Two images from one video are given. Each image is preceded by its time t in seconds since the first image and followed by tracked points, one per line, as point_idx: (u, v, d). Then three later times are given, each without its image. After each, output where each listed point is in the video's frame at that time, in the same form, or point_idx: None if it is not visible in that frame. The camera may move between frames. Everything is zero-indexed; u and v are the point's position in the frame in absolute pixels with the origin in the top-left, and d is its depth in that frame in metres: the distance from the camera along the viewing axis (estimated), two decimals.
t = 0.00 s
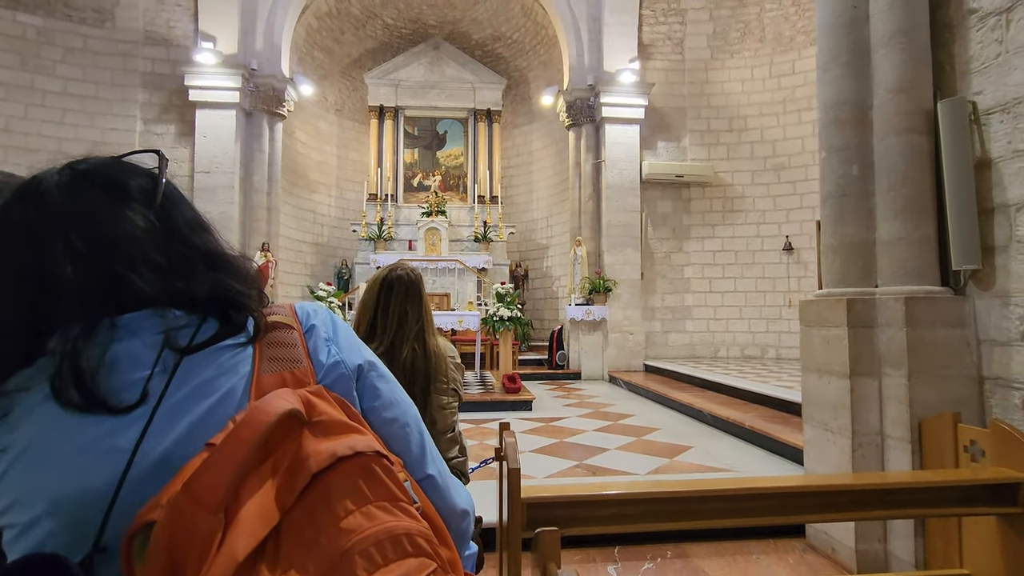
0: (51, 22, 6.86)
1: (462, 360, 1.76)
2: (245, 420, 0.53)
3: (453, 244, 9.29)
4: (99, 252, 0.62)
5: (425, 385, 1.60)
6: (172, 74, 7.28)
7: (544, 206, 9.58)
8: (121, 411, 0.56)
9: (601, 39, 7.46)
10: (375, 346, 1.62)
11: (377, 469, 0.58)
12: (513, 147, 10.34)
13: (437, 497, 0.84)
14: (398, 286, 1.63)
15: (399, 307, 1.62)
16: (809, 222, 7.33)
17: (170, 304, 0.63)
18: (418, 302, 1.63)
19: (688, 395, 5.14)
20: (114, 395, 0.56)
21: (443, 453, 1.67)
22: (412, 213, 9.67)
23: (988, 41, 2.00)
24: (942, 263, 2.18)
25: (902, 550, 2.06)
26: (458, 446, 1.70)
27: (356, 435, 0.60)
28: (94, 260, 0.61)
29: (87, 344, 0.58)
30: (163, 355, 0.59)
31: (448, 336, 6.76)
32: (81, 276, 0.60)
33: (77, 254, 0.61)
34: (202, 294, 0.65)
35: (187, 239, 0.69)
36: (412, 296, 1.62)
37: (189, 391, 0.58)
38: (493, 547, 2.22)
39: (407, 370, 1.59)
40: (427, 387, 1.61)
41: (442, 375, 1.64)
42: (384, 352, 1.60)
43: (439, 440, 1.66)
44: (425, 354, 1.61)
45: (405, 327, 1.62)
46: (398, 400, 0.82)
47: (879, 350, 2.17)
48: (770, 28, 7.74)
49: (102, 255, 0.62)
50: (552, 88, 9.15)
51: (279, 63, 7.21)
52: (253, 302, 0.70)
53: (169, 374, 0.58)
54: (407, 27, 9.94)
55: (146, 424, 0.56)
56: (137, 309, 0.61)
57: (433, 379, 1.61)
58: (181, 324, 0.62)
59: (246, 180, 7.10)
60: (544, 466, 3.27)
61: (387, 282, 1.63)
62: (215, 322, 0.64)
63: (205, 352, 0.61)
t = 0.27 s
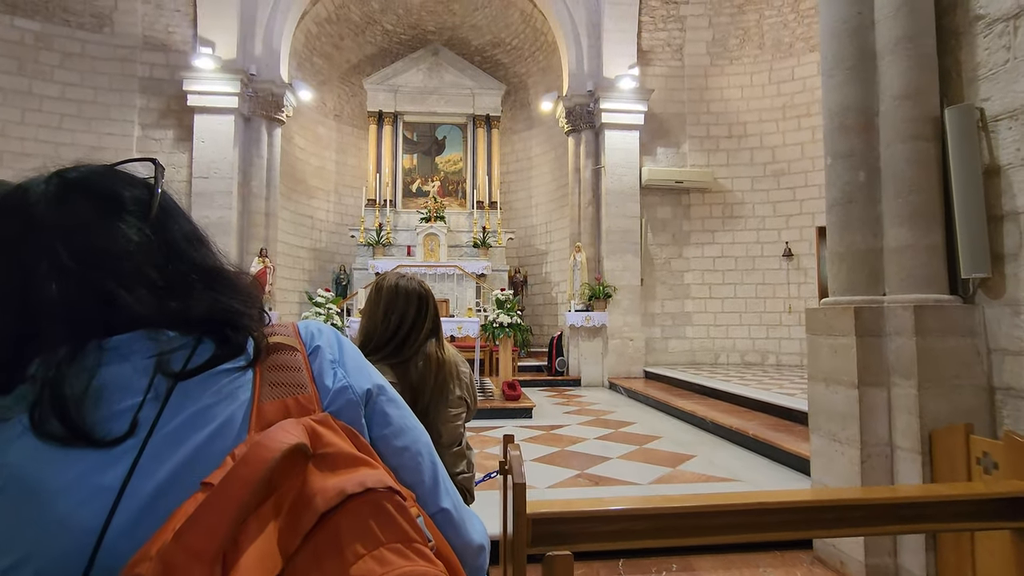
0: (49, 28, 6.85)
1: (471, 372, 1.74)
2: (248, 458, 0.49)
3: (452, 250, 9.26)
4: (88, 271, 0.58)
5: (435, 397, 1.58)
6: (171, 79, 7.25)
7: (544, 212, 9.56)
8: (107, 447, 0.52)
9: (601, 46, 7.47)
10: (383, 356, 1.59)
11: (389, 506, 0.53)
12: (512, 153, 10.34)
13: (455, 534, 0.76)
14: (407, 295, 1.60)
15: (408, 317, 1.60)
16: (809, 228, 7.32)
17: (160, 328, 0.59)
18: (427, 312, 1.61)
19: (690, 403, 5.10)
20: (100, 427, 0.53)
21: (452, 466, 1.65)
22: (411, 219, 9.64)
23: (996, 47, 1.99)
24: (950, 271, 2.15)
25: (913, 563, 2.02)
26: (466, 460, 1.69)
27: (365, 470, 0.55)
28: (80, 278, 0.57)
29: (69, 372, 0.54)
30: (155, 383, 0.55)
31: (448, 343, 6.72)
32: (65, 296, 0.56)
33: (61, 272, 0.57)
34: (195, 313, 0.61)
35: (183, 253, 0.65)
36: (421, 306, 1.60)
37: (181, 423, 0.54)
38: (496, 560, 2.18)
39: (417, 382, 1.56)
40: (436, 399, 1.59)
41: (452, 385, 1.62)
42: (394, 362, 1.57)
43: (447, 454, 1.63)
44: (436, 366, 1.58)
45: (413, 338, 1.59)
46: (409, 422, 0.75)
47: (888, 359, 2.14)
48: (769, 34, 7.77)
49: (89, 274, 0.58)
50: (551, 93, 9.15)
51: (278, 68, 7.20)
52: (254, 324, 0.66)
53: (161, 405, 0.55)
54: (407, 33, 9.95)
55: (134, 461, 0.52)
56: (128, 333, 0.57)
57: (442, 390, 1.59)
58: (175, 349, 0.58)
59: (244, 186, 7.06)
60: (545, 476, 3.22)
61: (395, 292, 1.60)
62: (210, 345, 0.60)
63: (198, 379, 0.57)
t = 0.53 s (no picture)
0: (47, 31, 6.82)
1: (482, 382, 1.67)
2: (230, 497, 0.44)
3: (452, 254, 9.22)
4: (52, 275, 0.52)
5: (441, 406, 1.52)
6: (170, 83, 7.20)
7: (543, 216, 9.53)
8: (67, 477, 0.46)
9: (601, 50, 7.44)
10: (387, 362, 1.55)
11: (393, 545, 0.48)
12: (511, 157, 10.31)
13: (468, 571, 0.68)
14: (411, 301, 1.56)
15: (413, 323, 1.56)
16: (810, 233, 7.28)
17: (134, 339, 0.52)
18: (432, 318, 1.57)
19: (692, 408, 5.04)
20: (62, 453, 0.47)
21: (460, 480, 1.58)
22: (411, 223, 9.60)
23: (1009, 48, 1.95)
24: (962, 275, 2.12)
25: None
26: (476, 475, 1.61)
27: (366, 504, 0.50)
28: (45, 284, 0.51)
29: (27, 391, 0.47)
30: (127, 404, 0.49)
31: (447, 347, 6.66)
32: (28, 305, 0.50)
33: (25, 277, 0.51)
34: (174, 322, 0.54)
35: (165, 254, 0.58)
36: (425, 312, 1.57)
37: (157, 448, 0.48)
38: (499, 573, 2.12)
39: (423, 390, 1.51)
40: (443, 408, 1.52)
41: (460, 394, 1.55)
42: (397, 368, 1.53)
43: (455, 467, 1.56)
44: (441, 372, 1.53)
45: (418, 344, 1.55)
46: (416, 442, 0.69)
47: (899, 366, 2.09)
48: (770, 39, 7.76)
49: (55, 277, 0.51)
50: (551, 97, 9.12)
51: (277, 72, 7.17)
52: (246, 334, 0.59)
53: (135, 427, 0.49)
54: (406, 37, 9.93)
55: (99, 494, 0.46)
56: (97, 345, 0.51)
57: (450, 399, 1.53)
58: (146, 362, 0.51)
59: (243, 189, 7.02)
60: (548, 484, 3.16)
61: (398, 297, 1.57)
62: (195, 357, 0.54)
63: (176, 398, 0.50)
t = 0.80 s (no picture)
0: (45, 32, 6.79)
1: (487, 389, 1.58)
2: (154, 546, 0.37)
3: (451, 256, 9.17)
4: None
5: (441, 412, 1.44)
6: (167, 84, 7.15)
7: (543, 218, 9.49)
8: None
9: (601, 51, 7.41)
10: (385, 365, 1.50)
11: None
12: (511, 159, 10.28)
13: None
14: (410, 301, 1.53)
15: (412, 324, 1.52)
16: (812, 235, 7.23)
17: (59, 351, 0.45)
18: (431, 320, 1.53)
19: (693, 412, 4.99)
20: None
21: (460, 492, 1.48)
22: (410, 225, 9.55)
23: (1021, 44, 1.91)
24: (974, 277, 2.06)
25: None
26: (478, 488, 1.51)
27: (334, 545, 0.45)
28: None
29: None
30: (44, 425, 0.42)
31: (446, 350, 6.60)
32: None
33: None
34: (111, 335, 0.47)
35: (109, 252, 0.49)
36: (424, 313, 1.53)
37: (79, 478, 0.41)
38: None
39: (421, 394, 1.45)
40: (443, 414, 1.44)
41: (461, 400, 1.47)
42: (394, 370, 1.48)
43: (455, 477, 1.47)
44: (440, 376, 1.45)
45: (416, 347, 1.50)
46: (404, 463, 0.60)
47: (909, 370, 2.04)
48: (770, 40, 7.73)
49: None
50: (550, 99, 9.08)
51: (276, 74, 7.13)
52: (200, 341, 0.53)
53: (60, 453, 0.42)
54: (406, 39, 9.91)
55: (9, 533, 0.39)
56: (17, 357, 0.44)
57: (450, 405, 1.44)
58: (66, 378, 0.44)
59: (241, 191, 6.96)
60: (548, 490, 3.09)
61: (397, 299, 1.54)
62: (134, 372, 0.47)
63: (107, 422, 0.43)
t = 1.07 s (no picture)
0: (40, 32, 6.74)
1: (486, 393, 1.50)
2: None
3: (450, 258, 9.10)
4: None
5: (438, 414, 1.34)
6: (163, 84, 7.08)
7: (542, 220, 9.42)
8: None
9: (601, 51, 7.35)
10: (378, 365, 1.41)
11: None
12: (510, 160, 10.22)
13: None
14: (407, 300, 1.47)
15: (408, 323, 1.45)
16: (814, 236, 7.16)
17: None
18: (430, 319, 1.46)
19: (695, 415, 4.91)
20: None
21: (455, 501, 1.38)
22: (408, 227, 9.48)
23: None
24: (988, 275, 1.99)
25: None
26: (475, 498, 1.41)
27: None
28: None
29: None
30: None
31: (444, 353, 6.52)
32: None
33: None
34: None
35: None
36: (421, 312, 1.46)
37: None
38: None
39: (416, 394, 1.35)
40: (439, 417, 1.34)
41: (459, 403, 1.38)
42: (389, 369, 1.38)
43: (450, 485, 1.38)
44: (439, 376, 1.36)
45: (412, 347, 1.42)
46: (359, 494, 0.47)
47: (922, 373, 1.96)
48: (771, 40, 7.67)
49: None
50: (550, 100, 9.01)
51: (273, 74, 7.06)
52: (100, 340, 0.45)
53: None
54: (404, 40, 9.85)
55: None
56: None
57: (448, 407, 1.34)
58: None
59: (237, 192, 6.89)
60: (547, 496, 3.00)
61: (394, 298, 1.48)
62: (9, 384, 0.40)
63: None
